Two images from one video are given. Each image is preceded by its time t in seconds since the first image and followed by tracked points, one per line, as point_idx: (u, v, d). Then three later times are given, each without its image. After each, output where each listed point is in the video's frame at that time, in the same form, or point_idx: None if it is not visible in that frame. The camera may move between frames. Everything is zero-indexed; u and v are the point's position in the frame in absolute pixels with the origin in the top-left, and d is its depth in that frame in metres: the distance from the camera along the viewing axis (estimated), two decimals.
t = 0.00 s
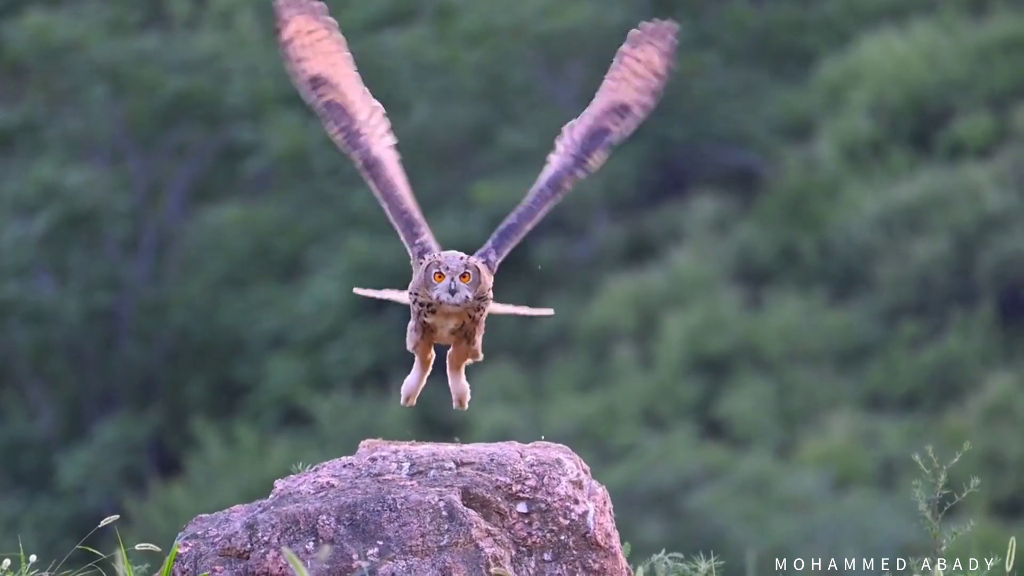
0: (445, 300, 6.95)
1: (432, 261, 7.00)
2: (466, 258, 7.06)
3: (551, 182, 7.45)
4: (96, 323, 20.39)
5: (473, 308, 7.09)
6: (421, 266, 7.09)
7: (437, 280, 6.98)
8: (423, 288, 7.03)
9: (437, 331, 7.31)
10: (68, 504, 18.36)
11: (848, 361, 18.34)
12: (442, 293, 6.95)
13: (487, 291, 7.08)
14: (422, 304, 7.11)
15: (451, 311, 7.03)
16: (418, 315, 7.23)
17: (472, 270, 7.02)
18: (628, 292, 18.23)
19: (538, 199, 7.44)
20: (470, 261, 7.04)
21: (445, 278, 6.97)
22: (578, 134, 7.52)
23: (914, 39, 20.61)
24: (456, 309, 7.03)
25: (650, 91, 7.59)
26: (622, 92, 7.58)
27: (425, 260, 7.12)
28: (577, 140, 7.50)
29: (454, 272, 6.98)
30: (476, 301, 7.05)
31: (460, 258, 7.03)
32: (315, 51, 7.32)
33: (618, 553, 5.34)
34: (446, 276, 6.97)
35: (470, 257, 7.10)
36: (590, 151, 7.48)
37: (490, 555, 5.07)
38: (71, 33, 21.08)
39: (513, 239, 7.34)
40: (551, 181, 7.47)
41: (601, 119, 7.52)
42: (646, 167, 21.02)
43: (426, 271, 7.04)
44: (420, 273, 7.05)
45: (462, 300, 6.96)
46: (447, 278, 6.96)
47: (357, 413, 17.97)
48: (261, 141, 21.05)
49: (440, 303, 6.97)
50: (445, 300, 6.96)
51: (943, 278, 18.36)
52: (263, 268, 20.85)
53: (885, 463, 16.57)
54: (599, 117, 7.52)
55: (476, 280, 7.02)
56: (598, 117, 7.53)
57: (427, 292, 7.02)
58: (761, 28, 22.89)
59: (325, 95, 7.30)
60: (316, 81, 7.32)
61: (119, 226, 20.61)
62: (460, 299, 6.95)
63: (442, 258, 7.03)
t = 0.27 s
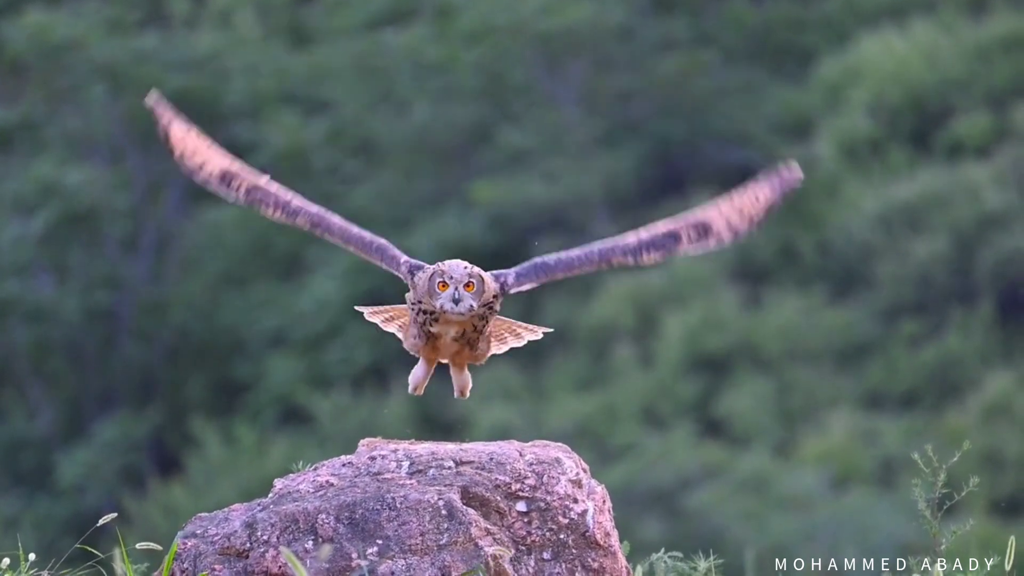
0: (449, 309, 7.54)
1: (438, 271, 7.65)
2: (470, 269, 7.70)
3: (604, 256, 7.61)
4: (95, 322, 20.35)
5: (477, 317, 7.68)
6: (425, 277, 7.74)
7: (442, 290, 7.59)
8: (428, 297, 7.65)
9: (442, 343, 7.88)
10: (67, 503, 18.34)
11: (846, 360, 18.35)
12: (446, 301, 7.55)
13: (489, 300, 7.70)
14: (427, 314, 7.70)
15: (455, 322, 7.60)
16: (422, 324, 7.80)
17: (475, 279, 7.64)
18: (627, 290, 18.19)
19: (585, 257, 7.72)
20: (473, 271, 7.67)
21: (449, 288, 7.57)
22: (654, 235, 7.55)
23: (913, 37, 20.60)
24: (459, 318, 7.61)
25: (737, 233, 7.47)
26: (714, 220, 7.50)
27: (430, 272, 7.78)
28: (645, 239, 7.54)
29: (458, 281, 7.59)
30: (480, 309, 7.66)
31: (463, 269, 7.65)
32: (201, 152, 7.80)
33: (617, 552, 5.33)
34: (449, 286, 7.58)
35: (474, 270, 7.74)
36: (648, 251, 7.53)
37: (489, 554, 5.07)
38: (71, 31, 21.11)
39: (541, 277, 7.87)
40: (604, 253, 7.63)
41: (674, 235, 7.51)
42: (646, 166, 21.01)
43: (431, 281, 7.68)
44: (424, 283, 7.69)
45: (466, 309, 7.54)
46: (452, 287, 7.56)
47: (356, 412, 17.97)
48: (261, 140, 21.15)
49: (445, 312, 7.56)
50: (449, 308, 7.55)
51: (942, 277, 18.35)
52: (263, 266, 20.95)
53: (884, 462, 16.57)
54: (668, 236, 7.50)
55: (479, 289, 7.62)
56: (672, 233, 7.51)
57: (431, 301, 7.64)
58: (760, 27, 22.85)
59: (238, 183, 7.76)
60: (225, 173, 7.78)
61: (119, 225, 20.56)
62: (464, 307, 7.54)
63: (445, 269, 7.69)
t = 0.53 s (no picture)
0: (454, 313, 7.40)
1: (443, 275, 7.45)
2: (476, 271, 7.47)
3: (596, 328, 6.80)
4: (93, 320, 20.18)
5: (485, 319, 7.52)
6: (431, 281, 7.53)
7: (447, 293, 7.42)
8: (434, 300, 7.49)
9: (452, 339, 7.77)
10: (66, 502, 18.32)
11: (843, 359, 18.48)
12: (452, 305, 7.40)
13: (498, 302, 7.52)
14: (433, 317, 7.56)
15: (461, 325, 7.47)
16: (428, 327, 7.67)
17: (481, 282, 7.43)
18: (626, 287, 18.13)
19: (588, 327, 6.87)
20: (480, 273, 7.45)
21: (454, 292, 7.40)
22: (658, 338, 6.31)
23: (912, 36, 20.58)
24: (465, 322, 7.47)
25: (733, 387, 5.81)
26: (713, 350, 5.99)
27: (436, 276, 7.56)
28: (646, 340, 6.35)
29: (464, 284, 7.40)
30: (488, 311, 7.49)
31: (469, 271, 7.43)
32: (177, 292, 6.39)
33: (617, 551, 5.33)
34: (455, 290, 7.40)
35: (480, 272, 7.51)
36: (643, 353, 6.30)
37: (488, 552, 5.07)
38: (70, 30, 20.98)
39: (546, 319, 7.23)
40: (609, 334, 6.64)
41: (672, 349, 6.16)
42: (645, 164, 21.01)
43: (437, 284, 7.49)
44: (430, 287, 7.50)
45: (472, 313, 7.40)
46: (457, 290, 7.38)
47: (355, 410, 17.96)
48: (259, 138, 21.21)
49: (450, 316, 7.42)
50: (455, 312, 7.41)
51: (941, 275, 18.34)
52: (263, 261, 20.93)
53: (883, 461, 16.57)
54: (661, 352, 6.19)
55: (485, 293, 7.44)
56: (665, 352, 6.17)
57: (437, 304, 7.48)
58: (760, 26, 22.85)
59: (224, 303, 6.56)
60: (205, 295, 6.52)
61: (118, 222, 20.43)
62: (470, 311, 7.39)
63: (451, 272, 7.47)
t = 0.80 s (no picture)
0: (460, 310, 7.40)
1: (448, 271, 7.43)
2: (482, 266, 7.43)
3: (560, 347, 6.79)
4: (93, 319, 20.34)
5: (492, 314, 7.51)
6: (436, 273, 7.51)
7: (453, 289, 7.43)
8: (440, 296, 7.48)
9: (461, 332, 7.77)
10: (65, 500, 18.31)
11: (844, 358, 18.42)
12: (457, 301, 7.41)
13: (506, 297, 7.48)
14: (438, 311, 7.53)
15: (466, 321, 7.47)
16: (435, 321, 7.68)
17: (487, 278, 7.40)
18: (625, 286, 18.16)
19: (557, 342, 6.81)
20: (486, 268, 7.43)
21: (460, 287, 7.41)
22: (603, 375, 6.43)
23: (910, 34, 20.58)
24: (471, 318, 7.46)
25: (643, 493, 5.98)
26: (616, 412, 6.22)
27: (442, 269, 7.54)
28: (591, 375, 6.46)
29: (469, 281, 7.39)
30: (495, 306, 7.47)
31: (476, 266, 7.42)
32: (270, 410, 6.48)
33: (615, 549, 5.34)
34: (461, 286, 7.41)
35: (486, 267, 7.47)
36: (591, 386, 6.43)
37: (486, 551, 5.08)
38: (68, 28, 20.99)
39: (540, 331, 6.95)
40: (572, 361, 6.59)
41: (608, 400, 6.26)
42: (643, 163, 21.02)
43: (442, 279, 7.47)
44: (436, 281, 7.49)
45: (477, 309, 7.40)
46: (463, 287, 7.39)
47: (354, 409, 17.97)
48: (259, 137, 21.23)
49: (457, 312, 7.42)
50: (461, 309, 7.41)
51: (940, 274, 18.34)
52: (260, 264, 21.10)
53: (881, 459, 16.57)
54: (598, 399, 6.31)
55: (492, 288, 7.43)
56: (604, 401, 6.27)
57: (442, 300, 7.47)
58: (759, 24, 22.81)
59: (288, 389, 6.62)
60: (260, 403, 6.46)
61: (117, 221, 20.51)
62: (475, 308, 7.39)
63: (457, 267, 7.44)
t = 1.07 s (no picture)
0: (468, 313, 6.40)
1: (453, 271, 6.35)
2: (492, 265, 6.34)
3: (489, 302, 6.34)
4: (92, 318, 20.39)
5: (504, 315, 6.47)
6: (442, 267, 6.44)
7: (460, 291, 6.38)
8: (448, 296, 6.43)
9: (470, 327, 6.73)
10: (62, 499, 18.29)
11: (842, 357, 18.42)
12: (465, 304, 6.38)
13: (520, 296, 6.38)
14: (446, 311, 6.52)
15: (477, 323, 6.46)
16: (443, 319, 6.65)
17: (497, 279, 6.31)
18: (623, 285, 18.16)
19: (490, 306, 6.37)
20: (497, 269, 6.32)
21: (468, 289, 6.36)
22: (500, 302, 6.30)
23: (909, 32, 20.58)
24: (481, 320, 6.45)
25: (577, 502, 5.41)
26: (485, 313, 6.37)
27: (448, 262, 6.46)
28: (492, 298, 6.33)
29: (478, 282, 6.33)
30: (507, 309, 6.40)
31: (485, 267, 6.33)
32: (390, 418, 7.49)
33: (614, 548, 5.33)
34: (469, 288, 6.36)
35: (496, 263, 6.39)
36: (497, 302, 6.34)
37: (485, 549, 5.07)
38: (66, 27, 20.94)
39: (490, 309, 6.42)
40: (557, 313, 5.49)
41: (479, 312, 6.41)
42: (641, 161, 21.00)
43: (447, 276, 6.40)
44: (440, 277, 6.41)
45: (488, 312, 6.36)
46: (471, 290, 6.34)
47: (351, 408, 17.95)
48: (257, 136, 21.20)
49: (464, 315, 6.41)
50: (468, 312, 6.40)
51: (937, 273, 18.34)
52: (260, 262, 21.02)
53: (880, 458, 16.55)
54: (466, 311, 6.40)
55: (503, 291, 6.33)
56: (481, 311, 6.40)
57: (449, 301, 6.44)
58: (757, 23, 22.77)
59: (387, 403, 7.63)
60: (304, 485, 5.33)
61: (115, 220, 20.54)
62: (486, 311, 6.36)
63: (464, 266, 6.37)
